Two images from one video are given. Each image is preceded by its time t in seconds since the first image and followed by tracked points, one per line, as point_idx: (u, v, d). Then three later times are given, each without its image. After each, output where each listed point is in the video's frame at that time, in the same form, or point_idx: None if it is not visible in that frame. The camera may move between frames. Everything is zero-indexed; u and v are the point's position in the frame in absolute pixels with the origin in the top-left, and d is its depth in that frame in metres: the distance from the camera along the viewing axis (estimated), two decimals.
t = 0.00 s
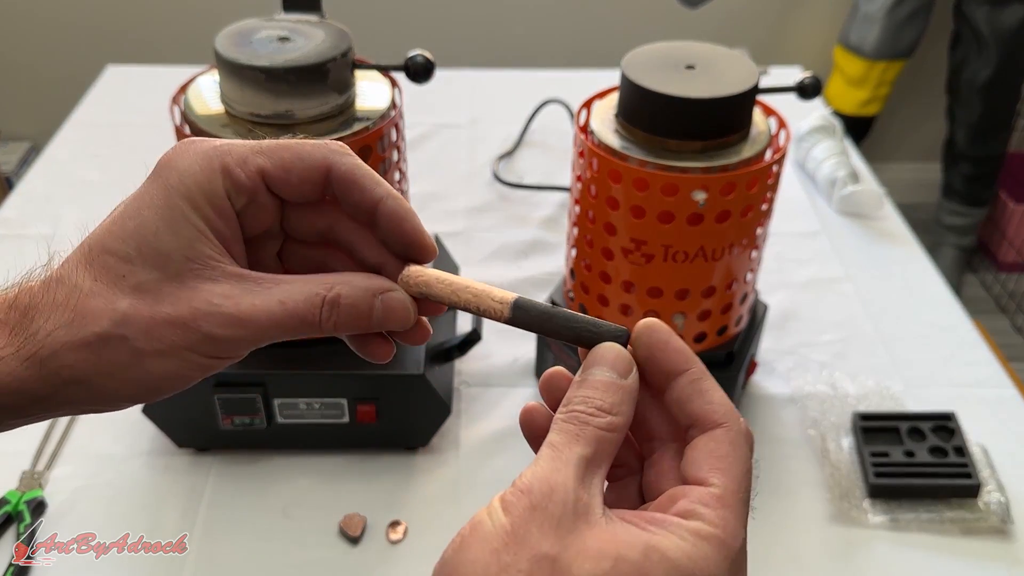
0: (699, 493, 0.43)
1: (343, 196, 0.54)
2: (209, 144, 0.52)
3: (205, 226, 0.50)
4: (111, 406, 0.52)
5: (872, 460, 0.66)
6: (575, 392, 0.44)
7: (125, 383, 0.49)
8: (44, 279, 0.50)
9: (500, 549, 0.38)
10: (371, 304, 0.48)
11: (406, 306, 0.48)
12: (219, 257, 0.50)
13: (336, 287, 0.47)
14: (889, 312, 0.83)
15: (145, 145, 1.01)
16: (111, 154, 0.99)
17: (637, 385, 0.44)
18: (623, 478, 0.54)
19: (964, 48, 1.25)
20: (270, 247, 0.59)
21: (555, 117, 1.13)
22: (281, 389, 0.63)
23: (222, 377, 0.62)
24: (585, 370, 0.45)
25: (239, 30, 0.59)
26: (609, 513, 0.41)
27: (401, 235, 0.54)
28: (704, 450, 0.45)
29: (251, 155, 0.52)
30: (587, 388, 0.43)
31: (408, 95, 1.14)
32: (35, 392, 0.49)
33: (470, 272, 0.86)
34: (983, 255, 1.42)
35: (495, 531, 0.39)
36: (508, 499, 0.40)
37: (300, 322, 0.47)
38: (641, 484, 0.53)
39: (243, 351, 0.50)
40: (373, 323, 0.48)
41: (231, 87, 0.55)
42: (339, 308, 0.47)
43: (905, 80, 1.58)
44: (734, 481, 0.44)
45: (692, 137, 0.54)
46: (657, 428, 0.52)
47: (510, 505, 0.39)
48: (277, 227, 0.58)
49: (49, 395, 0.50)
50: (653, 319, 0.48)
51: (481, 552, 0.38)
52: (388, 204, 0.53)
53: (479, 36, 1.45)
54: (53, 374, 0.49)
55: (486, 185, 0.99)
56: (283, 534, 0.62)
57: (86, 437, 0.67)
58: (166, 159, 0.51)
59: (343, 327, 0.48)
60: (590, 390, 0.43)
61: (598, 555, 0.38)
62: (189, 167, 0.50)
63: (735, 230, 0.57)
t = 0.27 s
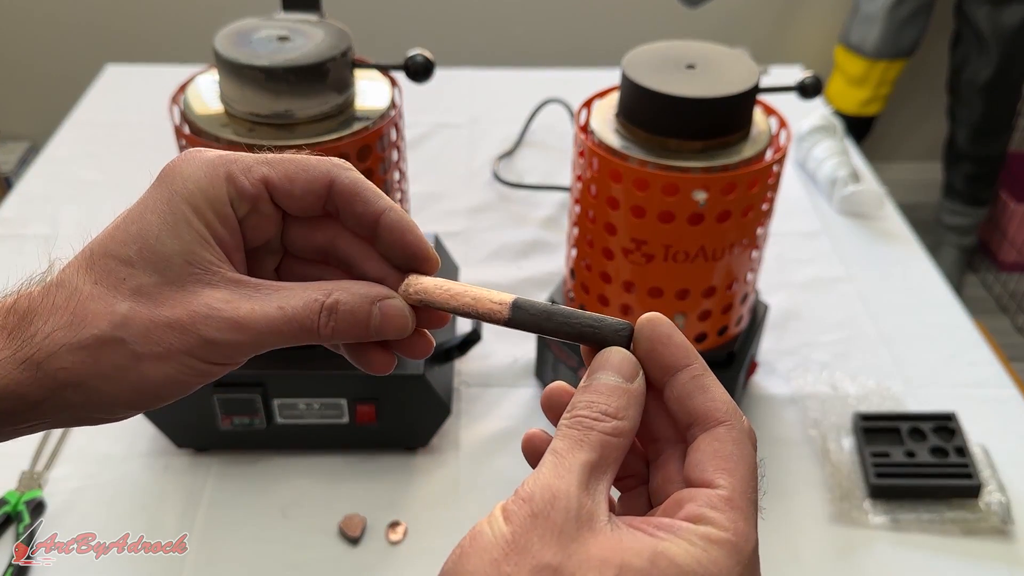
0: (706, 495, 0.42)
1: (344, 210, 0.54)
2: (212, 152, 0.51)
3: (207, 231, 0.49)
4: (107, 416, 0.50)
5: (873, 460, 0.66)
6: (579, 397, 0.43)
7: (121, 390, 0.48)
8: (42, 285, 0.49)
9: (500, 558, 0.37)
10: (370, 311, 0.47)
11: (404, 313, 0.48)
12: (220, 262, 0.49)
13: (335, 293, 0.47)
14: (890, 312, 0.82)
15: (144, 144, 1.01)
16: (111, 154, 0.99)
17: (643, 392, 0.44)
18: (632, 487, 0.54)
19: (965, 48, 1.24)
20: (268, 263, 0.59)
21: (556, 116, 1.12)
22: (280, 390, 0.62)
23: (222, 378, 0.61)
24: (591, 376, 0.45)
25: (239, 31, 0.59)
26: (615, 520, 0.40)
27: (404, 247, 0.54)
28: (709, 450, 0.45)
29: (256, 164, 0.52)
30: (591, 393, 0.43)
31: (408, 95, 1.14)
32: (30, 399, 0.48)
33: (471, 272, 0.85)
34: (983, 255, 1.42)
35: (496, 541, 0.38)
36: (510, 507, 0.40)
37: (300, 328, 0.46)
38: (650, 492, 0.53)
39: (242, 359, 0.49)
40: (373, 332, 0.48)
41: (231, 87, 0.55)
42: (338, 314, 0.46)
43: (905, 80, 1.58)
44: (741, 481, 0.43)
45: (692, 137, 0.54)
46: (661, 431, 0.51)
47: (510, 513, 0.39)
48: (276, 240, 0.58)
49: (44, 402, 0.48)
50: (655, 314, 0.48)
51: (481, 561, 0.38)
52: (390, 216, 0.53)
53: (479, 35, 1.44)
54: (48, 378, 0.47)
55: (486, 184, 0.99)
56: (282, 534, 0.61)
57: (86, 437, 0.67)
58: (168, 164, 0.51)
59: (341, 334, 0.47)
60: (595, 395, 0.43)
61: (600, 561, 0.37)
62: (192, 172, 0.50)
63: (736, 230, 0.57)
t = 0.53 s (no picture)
0: (694, 505, 0.42)
1: (337, 229, 0.54)
2: (201, 169, 0.52)
3: (197, 249, 0.49)
4: (97, 434, 0.50)
5: (873, 460, 0.65)
6: (558, 393, 0.43)
7: (112, 410, 0.48)
8: (33, 303, 0.49)
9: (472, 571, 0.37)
10: (365, 330, 0.47)
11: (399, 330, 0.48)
12: (211, 280, 0.49)
13: (327, 311, 0.46)
14: (891, 312, 0.82)
15: (144, 144, 1.01)
16: (110, 153, 0.99)
17: (625, 383, 0.44)
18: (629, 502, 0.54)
19: (965, 48, 1.24)
20: (263, 278, 0.58)
21: (555, 116, 1.12)
22: (280, 390, 0.62)
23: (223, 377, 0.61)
24: (569, 371, 0.44)
25: (238, 31, 0.59)
26: (590, 524, 0.40)
27: (396, 269, 0.53)
28: (702, 461, 0.44)
29: (246, 181, 0.52)
30: (568, 387, 0.42)
31: (408, 95, 1.14)
32: (18, 418, 0.47)
33: (471, 272, 0.85)
34: (983, 255, 1.42)
35: (467, 554, 0.38)
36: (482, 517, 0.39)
37: (290, 346, 0.46)
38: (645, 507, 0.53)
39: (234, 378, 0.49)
40: (366, 350, 0.47)
41: (231, 87, 0.55)
42: (331, 333, 0.46)
43: (905, 80, 1.58)
44: (732, 493, 0.43)
45: (693, 137, 0.54)
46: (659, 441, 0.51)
47: (483, 522, 0.39)
48: (270, 258, 0.58)
49: (33, 421, 0.48)
50: (657, 326, 0.47)
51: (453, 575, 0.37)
52: (384, 238, 0.52)
53: (478, 35, 1.44)
54: (37, 399, 0.47)
55: (486, 184, 0.99)
56: (282, 534, 0.61)
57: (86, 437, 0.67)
58: (158, 183, 0.51)
59: (334, 353, 0.47)
60: (571, 388, 0.42)
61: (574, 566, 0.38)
62: (182, 190, 0.50)
63: (735, 230, 0.57)
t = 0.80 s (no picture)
0: (644, 472, 0.42)
1: (338, 216, 0.53)
2: (203, 154, 0.51)
3: (200, 236, 0.49)
4: (104, 425, 0.50)
5: (873, 460, 0.65)
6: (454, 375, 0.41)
7: (120, 400, 0.48)
8: (36, 293, 0.48)
9: (399, 566, 0.36)
10: (372, 317, 0.47)
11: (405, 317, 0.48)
12: (215, 267, 0.48)
13: (335, 298, 0.46)
14: (891, 312, 0.82)
15: (144, 144, 1.01)
16: (110, 154, 0.99)
17: (519, 352, 0.42)
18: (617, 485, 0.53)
19: (965, 48, 1.24)
20: (267, 264, 0.58)
21: (556, 116, 1.12)
22: (280, 390, 0.62)
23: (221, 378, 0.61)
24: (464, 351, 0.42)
25: (238, 30, 0.59)
26: (517, 499, 0.38)
27: (398, 257, 0.52)
28: (675, 439, 0.43)
29: (248, 166, 0.51)
30: (465, 368, 0.41)
31: (408, 95, 1.14)
32: (26, 408, 0.48)
33: (471, 272, 0.85)
34: (983, 255, 1.42)
35: (393, 549, 0.37)
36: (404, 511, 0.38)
37: (299, 335, 0.46)
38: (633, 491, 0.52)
39: (242, 365, 0.49)
40: (374, 334, 0.47)
41: (231, 87, 0.55)
42: (338, 321, 0.46)
43: (905, 80, 1.58)
44: (687, 469, 0.41)
45: (692, 137, 0.54)
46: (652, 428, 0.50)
47: (403, 523, 0.37)
48: (273, 243, 0.57)
49: (40, 412, 0.48)
50: (665, 318, 0.48)
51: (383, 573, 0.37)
52: (384, 226, 0.51)
53: (478, 35, 1.44)
54: (45, 390, 0.47)
55: (486, 184, 0.99)
56: (281, 534, 0.61)
57: (86, 437, 0.67)
58: (159, 168, 0.50)
59: (342, 339, 0.47)
60: (468, 369, 0.41)
61: (495, 551, 0.36)
62: (184, 176, 0.50)
63: (735, 230, 0.57)
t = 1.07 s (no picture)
0: (637, 467, 0.41)
1: (334, 217, 0.53)
2: (196, 155, 0.51)
3: (193, 239, 0.49)
4: (99, 429, 0.50)
5: (873, 460, 0.65)
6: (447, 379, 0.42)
7: (113, 404, 0.48)
8: (28, 296, 0.49)
9: (387, 558, 0.37)
10: (370, 318, 0.47)
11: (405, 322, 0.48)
12: (208, 270, 0.48)
13: (330, 302, 0.46)
14: (891, 311, 0.82)
15: (144, 144, 1.01)
16: (110, 154, 0.99)
17: (509, 355, 0.43)
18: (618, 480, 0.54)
19: (965, 48, 1.24)
20: (263, 263, 0.58)
21: (556, 116, 1.12)
22: (280, 390, 0.62)
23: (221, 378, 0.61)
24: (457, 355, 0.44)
25: (237, 30, 0.58)
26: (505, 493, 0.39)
27: (393, 260, 0.52)
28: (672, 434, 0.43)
29: (240, 166, 0.51)
30: (458, 371, 0.42)
31: (408, 95, 1.14)
32: (19, 410, 0.48)
33: (471, 272, 0.85)
34: (983, 255, 1.42)
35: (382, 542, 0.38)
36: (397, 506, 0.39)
37: (292, 339, 0.46)
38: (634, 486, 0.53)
39: (236, 370, 0.49)
40: (370, 337, 0.47)
41: (231, 87, 0.55)
42: (335, 325, 0.46)
43: (905, 80, 1.57)
44: (682, 465, 0.41)
45: (692, 137, 0.54)
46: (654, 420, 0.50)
47: (396, 523, 0.38)
48: (269, 242, 0.58)
49: (33, 416, 0.48)
50: (666, 315, 0.47)
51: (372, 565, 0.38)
52: (379, 228, 0.51)
53: (478, 35, 1.44)
54: (37, 394, 0.47)
55: (486, 184, 0.99)
56: (281, 534, 0.61)
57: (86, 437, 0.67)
58: (152, 169, 0.50)
59: (338, 344, 0.47)
60: (461, 371, 0.42)
61: (480, 545, 0.36)
62: (177, 177, 0.50)
63: (735, 230, 0.57)
